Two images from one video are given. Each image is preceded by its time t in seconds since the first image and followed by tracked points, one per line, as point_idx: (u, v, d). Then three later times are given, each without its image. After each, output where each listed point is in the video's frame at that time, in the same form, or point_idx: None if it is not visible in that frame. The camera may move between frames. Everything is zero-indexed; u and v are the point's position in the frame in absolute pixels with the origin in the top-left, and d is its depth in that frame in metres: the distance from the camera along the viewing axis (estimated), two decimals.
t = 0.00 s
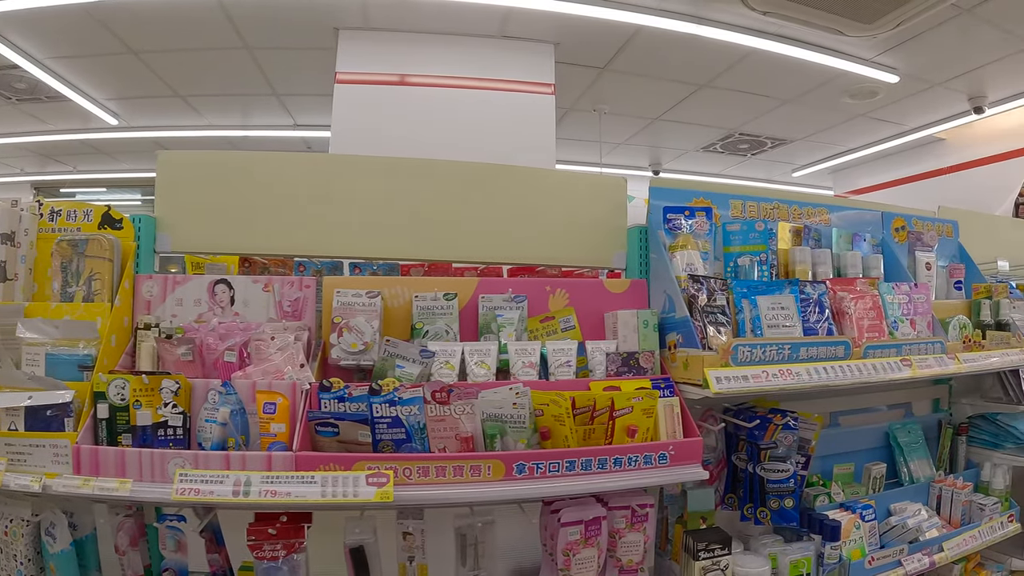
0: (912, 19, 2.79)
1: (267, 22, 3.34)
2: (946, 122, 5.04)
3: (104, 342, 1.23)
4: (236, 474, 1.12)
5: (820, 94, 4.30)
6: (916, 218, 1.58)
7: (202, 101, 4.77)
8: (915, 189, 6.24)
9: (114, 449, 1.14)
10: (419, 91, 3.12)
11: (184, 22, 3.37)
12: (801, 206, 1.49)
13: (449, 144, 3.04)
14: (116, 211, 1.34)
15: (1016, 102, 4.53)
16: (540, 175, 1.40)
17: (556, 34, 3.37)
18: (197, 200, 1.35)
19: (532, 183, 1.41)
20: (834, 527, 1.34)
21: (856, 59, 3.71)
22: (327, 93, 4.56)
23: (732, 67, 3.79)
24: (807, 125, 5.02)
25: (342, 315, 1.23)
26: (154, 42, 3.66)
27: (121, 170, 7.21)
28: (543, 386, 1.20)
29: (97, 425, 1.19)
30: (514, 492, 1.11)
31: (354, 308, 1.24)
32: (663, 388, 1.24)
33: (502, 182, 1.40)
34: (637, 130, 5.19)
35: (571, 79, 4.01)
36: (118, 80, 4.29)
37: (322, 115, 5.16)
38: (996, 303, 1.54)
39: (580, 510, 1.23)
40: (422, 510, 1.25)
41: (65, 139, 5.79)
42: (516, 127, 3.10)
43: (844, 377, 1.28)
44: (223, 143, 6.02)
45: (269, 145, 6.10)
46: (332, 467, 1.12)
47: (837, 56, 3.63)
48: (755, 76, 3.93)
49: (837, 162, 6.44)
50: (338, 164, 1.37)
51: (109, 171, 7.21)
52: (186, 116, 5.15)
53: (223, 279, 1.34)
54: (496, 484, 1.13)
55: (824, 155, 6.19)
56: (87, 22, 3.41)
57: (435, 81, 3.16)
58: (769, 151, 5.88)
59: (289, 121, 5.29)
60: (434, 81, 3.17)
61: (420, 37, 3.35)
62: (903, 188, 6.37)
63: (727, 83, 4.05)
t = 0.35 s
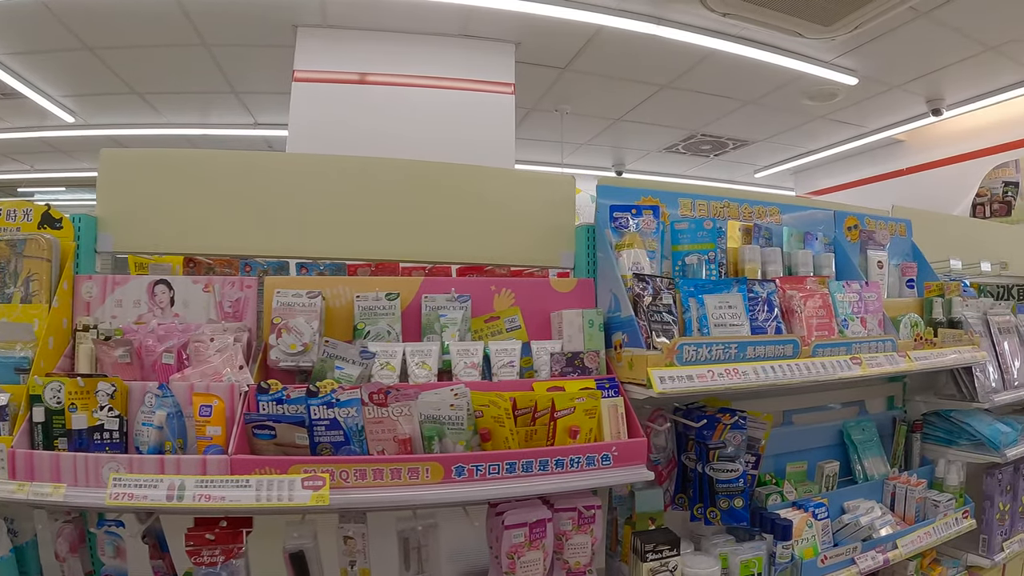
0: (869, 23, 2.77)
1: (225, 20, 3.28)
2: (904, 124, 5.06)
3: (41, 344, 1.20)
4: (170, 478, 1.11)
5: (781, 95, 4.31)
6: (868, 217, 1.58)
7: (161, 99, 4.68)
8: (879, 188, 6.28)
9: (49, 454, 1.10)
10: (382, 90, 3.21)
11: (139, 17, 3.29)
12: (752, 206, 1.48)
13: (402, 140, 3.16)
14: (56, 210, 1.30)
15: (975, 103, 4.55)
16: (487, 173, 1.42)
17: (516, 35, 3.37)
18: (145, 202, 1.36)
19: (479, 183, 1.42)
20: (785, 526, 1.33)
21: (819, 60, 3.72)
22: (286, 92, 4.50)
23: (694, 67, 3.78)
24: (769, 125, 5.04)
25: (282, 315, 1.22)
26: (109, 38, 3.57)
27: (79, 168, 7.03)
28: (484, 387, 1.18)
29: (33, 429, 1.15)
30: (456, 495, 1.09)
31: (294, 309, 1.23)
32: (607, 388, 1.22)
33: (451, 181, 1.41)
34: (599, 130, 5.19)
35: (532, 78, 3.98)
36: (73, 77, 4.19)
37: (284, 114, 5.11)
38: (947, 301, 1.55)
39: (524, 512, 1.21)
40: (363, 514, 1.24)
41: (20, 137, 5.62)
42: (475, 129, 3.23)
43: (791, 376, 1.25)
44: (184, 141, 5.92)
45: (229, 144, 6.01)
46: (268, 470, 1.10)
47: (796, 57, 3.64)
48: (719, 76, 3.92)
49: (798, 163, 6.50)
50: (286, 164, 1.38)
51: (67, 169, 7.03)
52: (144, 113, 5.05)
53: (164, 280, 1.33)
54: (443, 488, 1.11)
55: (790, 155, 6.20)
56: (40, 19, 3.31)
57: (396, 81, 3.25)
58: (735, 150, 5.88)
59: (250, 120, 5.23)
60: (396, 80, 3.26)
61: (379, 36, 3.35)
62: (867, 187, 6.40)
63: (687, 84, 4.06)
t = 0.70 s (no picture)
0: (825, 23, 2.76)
1: (178, 13, 3.21)
2: (862, 124, 5.09)
3: None
4: (101, 483, 1.05)
5: (739, 95, 4.34)
6: (820, 214, 1.57)
7: (114, 95, 4.57)
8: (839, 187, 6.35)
9: None
10: (338, 88, 3.21)
11: (88, 10, 3.20)
12: (701, 203, 1.47)
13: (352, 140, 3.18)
14: None
15: (933, 104, 4.58)
16: (435, 171, 1.40)
17: (473, 33, 3.38)
18: (78, 199, 1.31)
19: (426, 180, 1.41)
20: (734, 524, 1.30)
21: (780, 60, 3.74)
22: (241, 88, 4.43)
23: (653, 67, 3.79)
24: (726, 125, 5.05)
25: (217, 315, 1.20)
26: (59, 32, 3.47)
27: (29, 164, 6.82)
28: (422, 388, 1.15)
29: None
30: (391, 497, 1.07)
31: (230, 309, 1.21)
32: (549, 389, 1.21)
33: (397, 178, 1.39)
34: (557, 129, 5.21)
35: (491, 75, 3.96)
36: (21, 70, 4.06)
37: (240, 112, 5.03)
38: (898, 298, 1.56)
39: (465, 516, 1.18)
40: (303, 518, 1.21)
41: None
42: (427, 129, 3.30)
43: (736, 374, 1.23)
44: (138, 138, 5.79)
45: (186, 141, 5.91)
46: (198, 474, 1.06)
47: (752, 56, 3.65)
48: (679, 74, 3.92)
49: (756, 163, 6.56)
50: (225, 160, 1.34)
51: (16, 165, 6.81)
52: (97, 109, 4.93)
53: (99, 280, 1.30)
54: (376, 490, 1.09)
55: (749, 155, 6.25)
56: None
57: (351, 77, 3.26)
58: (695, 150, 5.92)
59: (205, 117, 5.14)
60: (351, 77, 3.26)
61: (337, 33, 3.32)
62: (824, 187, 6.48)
63: (647, 83, 4.07)
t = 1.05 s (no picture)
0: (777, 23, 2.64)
1: (121, 7, 3.15)
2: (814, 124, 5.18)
3: None
4: (13, 489, 1.00)
5: (691, 95, 4.38)
6: (762, 212, 1.58)
7: (59, 88, 4.46)
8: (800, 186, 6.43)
9: None
10: (287, 83, 3.21)
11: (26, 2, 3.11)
12: (640, 200, 1.45)
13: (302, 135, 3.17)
14: None
15: (880, 106, 4.67)
16: (369, 167, 1.44)
17: (422, 29, 3.37)
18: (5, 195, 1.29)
19: (360, 178, 1.45)
20: (673, 524, 1.26)
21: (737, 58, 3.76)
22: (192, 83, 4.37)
23: (604, 65, 3.81)
24: (681, 124, 5.08)
25: (137, 315, 1.17)
26: None
27: None
28: (344, 389, 1.13)
29: None
30: (308, 500, 1.04)
31: (149, 309, 1.17)
32: (477, 388, 1.18)
33: (332, 175, 1.42)
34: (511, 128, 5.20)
35: (443, 71, 3.94)
36: None
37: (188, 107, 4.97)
38: (840, 295, 1.55)
39: (391, 519, 1.16)
40: (227, 524, 1.19)
41: None
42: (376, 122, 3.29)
43: (672, 372, 1.20)
44: (84, 132, 5.65)
45: (137, 135, 5.80)
46: (114, 479, 1.02)
47: (704, 57, 3.67)
48: (628, 75, 3.97)
49: (710, 162, 6.66)
50: (150, 155, 1.34)
51: None
52: (40, 103, 4.80)
53: (19, 279, 1.23)
54: (295, 494, 1.06)
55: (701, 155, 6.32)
56: None
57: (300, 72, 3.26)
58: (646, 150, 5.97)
59: (153, 111, 5.06)
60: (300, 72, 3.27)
61: (289, 29, 3.31)
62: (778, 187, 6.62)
63: (598, 82, 4.08)
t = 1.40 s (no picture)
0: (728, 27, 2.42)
1: None
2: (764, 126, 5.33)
3: None
4: None
5: (642, 95, 4.44)
6: (703, 211, 1.58)
7: None
8: (762, 184, 6.53)
9: None
10: (233, 77, 3.19)
11: None
12: (576, 198, 1.44)
13: (248, 130, 3.15)
14: None
15: (825, 111, 4.84)
16: (296, 162, 1.43)
17: (372, 22, 3.36)
18: None
19: (288, 173, 1.43)
20: (607, 528, 1.24)
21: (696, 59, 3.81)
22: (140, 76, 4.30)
23: (555, 64, 3.84)
24: (637, 123, 5.13)
25: (50, 314, 1.13)
26: None
27: None
28: (261, 390, 1.12)
29: None
30: (221, 506, 1.00)
31: (63, 308, 1.15)
32: (398, 390, 1.17)
33: (259, 170, 1.41)
34: (463, 125, 5.19)
35: (393, 67, 3.93)
36: None
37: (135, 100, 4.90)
38: (780, 295, 1.55)
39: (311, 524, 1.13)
40: (145, 530, 1.15)
41: None
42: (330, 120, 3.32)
43: (601, 373, 1.18)
44: (26, 125, 5.51)
45: (79, 128, 5.68)
46: (20, 485, 0.96)
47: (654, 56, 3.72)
48: (581, 74, 4.01)
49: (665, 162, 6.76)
50: (60, 148, 1.30)
51: None
52: None
53: None
54: (208, 499, 1.01)
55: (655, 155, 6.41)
56: None
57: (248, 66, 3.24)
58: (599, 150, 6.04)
59: (97, 104, 4.97)
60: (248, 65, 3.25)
61: (241, 24, 3.29)
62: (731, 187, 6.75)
63: (550, 81, 4.12)
